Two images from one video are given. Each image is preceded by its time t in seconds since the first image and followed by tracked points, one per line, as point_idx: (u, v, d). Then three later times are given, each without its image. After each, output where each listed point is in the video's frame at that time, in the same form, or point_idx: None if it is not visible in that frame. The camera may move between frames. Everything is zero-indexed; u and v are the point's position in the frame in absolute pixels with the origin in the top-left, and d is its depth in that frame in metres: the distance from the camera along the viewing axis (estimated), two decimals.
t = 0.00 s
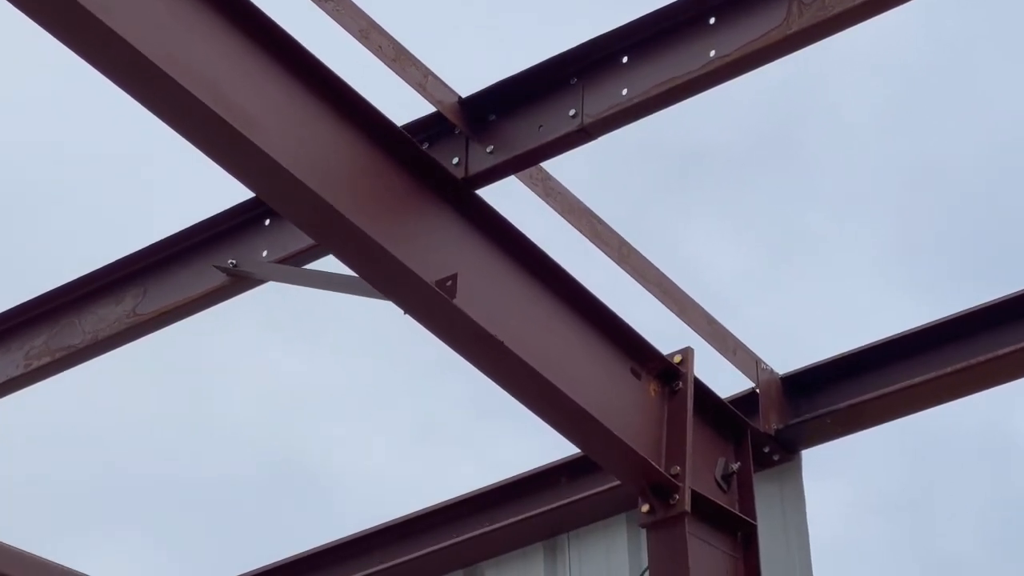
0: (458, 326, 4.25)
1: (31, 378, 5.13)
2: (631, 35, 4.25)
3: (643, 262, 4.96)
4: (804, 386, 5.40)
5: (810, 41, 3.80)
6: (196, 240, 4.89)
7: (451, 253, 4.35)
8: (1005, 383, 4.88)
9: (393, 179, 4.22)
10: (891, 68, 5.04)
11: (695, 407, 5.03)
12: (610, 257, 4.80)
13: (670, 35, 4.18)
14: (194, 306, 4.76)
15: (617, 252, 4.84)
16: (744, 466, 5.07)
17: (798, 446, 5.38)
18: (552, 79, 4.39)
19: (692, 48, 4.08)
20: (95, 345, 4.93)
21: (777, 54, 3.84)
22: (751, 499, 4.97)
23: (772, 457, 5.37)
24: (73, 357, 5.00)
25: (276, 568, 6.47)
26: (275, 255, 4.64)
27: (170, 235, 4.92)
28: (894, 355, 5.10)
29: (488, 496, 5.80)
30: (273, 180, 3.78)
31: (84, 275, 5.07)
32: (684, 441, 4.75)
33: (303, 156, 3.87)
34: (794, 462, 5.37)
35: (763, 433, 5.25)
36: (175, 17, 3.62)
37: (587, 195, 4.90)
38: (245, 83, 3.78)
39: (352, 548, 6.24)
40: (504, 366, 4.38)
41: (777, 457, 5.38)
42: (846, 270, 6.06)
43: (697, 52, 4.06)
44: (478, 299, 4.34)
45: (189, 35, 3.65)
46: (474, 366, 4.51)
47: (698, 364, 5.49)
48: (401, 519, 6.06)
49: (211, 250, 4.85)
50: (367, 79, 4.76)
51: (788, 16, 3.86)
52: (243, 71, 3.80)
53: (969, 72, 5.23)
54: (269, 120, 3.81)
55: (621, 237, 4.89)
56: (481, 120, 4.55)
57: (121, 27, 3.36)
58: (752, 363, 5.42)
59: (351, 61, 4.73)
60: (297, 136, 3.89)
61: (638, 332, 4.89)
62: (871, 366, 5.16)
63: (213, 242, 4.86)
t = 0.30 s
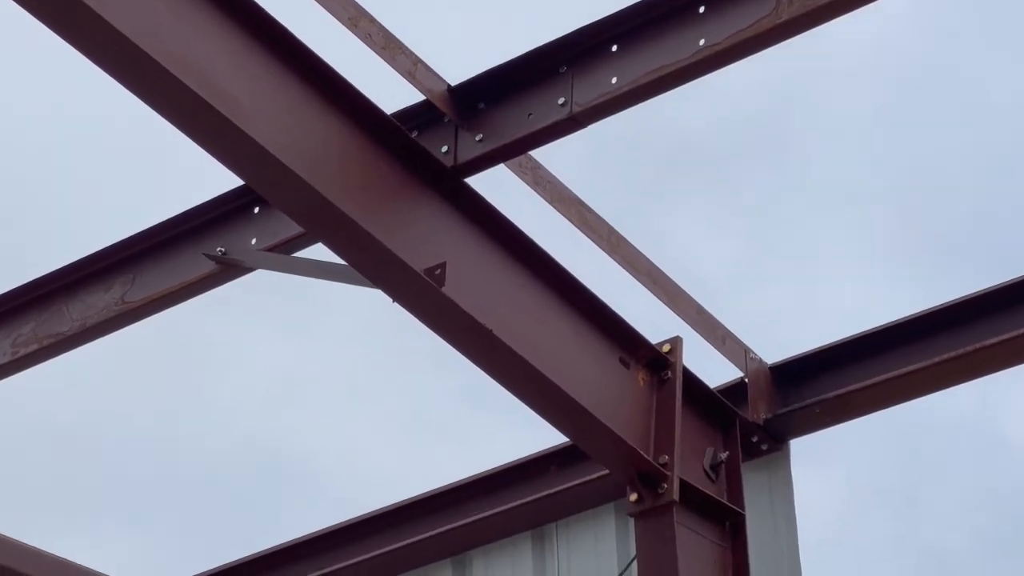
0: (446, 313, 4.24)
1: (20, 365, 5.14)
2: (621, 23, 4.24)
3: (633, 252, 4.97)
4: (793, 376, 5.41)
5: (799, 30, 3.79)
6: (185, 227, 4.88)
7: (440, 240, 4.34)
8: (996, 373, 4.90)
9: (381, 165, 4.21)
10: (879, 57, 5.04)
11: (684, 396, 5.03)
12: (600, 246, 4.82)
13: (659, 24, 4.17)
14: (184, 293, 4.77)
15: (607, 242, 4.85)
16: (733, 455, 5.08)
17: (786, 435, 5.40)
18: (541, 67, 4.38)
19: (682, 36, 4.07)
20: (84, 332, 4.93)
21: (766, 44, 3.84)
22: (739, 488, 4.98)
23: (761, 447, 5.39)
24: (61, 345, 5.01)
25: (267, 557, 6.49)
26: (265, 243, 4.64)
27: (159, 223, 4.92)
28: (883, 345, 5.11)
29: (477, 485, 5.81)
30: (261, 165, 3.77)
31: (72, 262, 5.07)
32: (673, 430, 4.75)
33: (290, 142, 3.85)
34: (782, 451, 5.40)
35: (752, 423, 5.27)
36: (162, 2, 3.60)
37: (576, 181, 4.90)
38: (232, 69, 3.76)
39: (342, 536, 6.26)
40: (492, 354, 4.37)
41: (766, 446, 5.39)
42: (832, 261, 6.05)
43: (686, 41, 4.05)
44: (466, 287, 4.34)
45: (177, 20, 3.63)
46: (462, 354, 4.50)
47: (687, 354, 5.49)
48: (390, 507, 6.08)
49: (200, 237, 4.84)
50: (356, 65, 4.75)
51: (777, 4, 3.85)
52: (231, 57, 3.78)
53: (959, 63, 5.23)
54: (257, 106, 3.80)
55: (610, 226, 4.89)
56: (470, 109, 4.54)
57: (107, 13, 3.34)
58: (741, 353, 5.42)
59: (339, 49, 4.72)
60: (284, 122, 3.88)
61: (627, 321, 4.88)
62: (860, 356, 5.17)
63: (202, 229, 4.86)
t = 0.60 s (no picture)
0: (433, 307, 4.23)
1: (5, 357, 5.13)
2: (607, 17, 4.24)
3: (617, 247, 5.04)
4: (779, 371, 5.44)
5: (785, 25, 3.79)
6: (170, 220, 4.88)
7: (426, 235, 4.34)
8: (980, 368, 4.92)
9: (369, 159, 4.20)
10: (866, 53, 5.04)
11: (669, 390, 5.04)
12: (585, 240, 4.89)
13: (646, 19, 4.16)
14: (170, 287, 4.77)
15: (592, 236, 4.93)
16: (718, 450, 5.10)
17: (771, 430, 5.43)
18: (526, 61, 4.37)
19: (669, 31, 4.07)
20: (70, 325, 4.94)
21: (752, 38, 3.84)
22: (723, 483, 4.99)
23: (746, 442, 5.40)
24: (46, 338, 5.01)
25: (254, 550, 6.49)
26: (250, 237, 4.64)
27: (145, 216, 4.91)
28: (868, 340, 5.13)
29: (463, 479, 5.82)
30: (249, 160, 3.76)
31: (58, 255, 5.07)
32: (658, 425, 4.76)
33: (278, 137, 3.84)
34: (767, 447, 5.43)
35: (736, 417, 5.30)
36: None
37: (561, 175, 4.91)
38: (220, 63, 3.75)
39: (328, 529, 6.26)
40: (479, 348, 4.37)
41: (751, 441, 5.41)
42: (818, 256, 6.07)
43: (673, 35, 4.04)
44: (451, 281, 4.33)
45: (165, 14, 3.62)
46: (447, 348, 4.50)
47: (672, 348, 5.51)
48: (376, 500, 6.08)
49: (186, 230, 4.84)
50: (342, 59, 4.73)
51: None
52: (219, 52, 3.77)
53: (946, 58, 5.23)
54: (246, 101, 3.79)
55: (595, 220, 4.98)
56: (456, 103, 4.54)
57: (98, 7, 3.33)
58: (726, 347, 5.46)
59: (325, 42, 4.71)
60: (271, 116, 3.86)
61: (613, 315, 4.89)
62: (845, 351, 5.20)
63: (188, 222, 4.86)
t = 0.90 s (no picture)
0: (422, 301, 4.23)
1: None
2: (597, 12, 4.24)
3: (607, 241, 5.02)
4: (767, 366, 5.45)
5: (775, 19, 3.79)
6: (159, 214, 4.88)
7: (415, 229, 4.33)
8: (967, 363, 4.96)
9: (359, 153, 4.19)
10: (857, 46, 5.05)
11: (658, 385, 5.04)
12: (574, 235, 4.86)
13: (636, 13, 4.16)
14: (159, 280, 4.77)
15: (581, 229, 4.93)
16: (706, 445, 5.11)
17: (761, 426, 5.45)
18: (516, 55, 4.36)
19: (659, 25, 4.06)
20: (54, 318, 4.94)
21: (742, 33, 3.85)
22: (711, 477, 5.00)
23: (734, 437, 5.44)
24: (32, 331, 4.99)
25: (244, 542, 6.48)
26: (239, 231, 4.64)
27: (133, 209, 4.92)
28: (856, 336, 5.16)
29: (452, 472, 5.82)
30: (238, 153, 3.74)
31: (46, 249, 5.07)
32: (647, 419, 4.77)
33: (269, 132, 3.84)
34: (757, 442, 5.48)
35: (725, 413, 5.32)
36: None
37: (550, 169, 4.91)
38: (209, 55, 3.74)
39: (318, 523, 6.26)
40: (468, 343, 4.36)
41: (739, 436, 5.45)
42: (807, 251, 6.07)
43: (663, 30, 4.04)
44: (440, 275, 4.32)
45: (158, 9, 3.60)
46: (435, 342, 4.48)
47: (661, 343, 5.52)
48: (366, 494, 6.08)
49: (175, 224, 4.84)
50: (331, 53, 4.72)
51: None
52: (208, 44, 3.76)
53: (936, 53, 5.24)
54: (237, 95, 3.78)
55: (584, 215, 4.97)
56: (446, 97, 4.53)
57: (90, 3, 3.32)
58: (714, 343, 5.47)
59: (315, 35, 4.70)
60: (263, 110, 3.86)
61: (603, 310, 4.89)
62: (833, 346, 5.22)
63: (176, 216, 4.86)
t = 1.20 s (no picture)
0: (406, 298, 4.21)
1: None
2: (583, 8, 4.22)
3: (593, 239, 5.05)
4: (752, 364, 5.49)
5: (760, 16, 3.79)
6: (143, 209, 4.91)
7: (399, 225, 4.31)
8: (948, 362, 5.03)
9: (344, 149, 4.17)
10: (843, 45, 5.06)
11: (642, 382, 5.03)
12: (560, 232, 4.89)
13: (622, 10, 4.14)
14: (142, 276, 4.79)
15: (566, 226, 4.92)
16: (691, 443, 5.12)
17: (746, 424, 5.50)
18: (502, 52, 4.34)
19: (644, 21, 4.05)
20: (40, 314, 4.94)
21: (726, 31, 3.84)
22: (697, 476, 5.00)
23: (720, 435, 5.48)
24: (17, 327, 4.99)
25: (226, 540, 6.46)
26: (223, 226, 4.65)
27: (116, 205, 4.94)
28: (842, 334, 5.21)
29: (435, 470, 5.82)
30: (221, 148, 3.72)
31: (28, 245, 5.08)
32: (632, 417, 4.76)
33: (253, 127, 3.82)
34: (743, 440, 5.52)
35: (710, 411, 5.36)
36: None
37: (533, 166, 4.91)
38: (191, 49, 3.71)
39: (301, 519, 6.25)
40: (452, 339, 4.34)
41: (724, 434, 5.49)
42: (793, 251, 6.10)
43: (648, 27, 4.02)
44: (425, 272, 4.30)
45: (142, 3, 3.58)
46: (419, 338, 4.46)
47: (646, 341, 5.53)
48: (350, 492, 6.08)
49: (159, 219, 4.86)
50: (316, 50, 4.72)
51: None
52: (191, 38, 3.73)
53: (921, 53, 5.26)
54: (221, 90, 3.76)
55: (569, 213, 4.96)
56: (431, 93, 4.50)
57: None
58: (699, 340, 5.51)
59: (300, 31, 4.67)
60: (247, 105, 3.83)
61: (588, 308, 4.88)
62: (819, 344, 5.28)
63: (160, 211, 4.87)
